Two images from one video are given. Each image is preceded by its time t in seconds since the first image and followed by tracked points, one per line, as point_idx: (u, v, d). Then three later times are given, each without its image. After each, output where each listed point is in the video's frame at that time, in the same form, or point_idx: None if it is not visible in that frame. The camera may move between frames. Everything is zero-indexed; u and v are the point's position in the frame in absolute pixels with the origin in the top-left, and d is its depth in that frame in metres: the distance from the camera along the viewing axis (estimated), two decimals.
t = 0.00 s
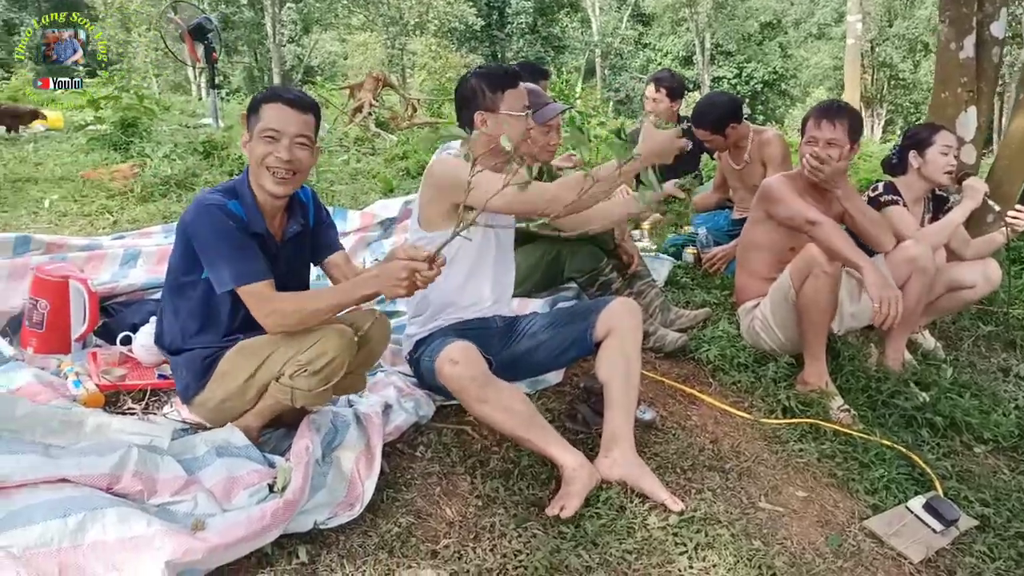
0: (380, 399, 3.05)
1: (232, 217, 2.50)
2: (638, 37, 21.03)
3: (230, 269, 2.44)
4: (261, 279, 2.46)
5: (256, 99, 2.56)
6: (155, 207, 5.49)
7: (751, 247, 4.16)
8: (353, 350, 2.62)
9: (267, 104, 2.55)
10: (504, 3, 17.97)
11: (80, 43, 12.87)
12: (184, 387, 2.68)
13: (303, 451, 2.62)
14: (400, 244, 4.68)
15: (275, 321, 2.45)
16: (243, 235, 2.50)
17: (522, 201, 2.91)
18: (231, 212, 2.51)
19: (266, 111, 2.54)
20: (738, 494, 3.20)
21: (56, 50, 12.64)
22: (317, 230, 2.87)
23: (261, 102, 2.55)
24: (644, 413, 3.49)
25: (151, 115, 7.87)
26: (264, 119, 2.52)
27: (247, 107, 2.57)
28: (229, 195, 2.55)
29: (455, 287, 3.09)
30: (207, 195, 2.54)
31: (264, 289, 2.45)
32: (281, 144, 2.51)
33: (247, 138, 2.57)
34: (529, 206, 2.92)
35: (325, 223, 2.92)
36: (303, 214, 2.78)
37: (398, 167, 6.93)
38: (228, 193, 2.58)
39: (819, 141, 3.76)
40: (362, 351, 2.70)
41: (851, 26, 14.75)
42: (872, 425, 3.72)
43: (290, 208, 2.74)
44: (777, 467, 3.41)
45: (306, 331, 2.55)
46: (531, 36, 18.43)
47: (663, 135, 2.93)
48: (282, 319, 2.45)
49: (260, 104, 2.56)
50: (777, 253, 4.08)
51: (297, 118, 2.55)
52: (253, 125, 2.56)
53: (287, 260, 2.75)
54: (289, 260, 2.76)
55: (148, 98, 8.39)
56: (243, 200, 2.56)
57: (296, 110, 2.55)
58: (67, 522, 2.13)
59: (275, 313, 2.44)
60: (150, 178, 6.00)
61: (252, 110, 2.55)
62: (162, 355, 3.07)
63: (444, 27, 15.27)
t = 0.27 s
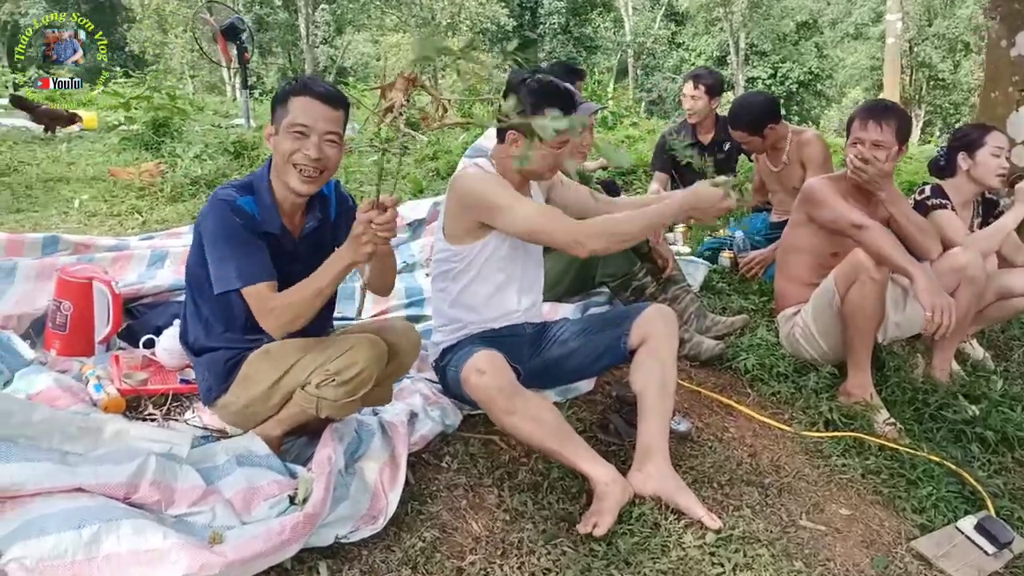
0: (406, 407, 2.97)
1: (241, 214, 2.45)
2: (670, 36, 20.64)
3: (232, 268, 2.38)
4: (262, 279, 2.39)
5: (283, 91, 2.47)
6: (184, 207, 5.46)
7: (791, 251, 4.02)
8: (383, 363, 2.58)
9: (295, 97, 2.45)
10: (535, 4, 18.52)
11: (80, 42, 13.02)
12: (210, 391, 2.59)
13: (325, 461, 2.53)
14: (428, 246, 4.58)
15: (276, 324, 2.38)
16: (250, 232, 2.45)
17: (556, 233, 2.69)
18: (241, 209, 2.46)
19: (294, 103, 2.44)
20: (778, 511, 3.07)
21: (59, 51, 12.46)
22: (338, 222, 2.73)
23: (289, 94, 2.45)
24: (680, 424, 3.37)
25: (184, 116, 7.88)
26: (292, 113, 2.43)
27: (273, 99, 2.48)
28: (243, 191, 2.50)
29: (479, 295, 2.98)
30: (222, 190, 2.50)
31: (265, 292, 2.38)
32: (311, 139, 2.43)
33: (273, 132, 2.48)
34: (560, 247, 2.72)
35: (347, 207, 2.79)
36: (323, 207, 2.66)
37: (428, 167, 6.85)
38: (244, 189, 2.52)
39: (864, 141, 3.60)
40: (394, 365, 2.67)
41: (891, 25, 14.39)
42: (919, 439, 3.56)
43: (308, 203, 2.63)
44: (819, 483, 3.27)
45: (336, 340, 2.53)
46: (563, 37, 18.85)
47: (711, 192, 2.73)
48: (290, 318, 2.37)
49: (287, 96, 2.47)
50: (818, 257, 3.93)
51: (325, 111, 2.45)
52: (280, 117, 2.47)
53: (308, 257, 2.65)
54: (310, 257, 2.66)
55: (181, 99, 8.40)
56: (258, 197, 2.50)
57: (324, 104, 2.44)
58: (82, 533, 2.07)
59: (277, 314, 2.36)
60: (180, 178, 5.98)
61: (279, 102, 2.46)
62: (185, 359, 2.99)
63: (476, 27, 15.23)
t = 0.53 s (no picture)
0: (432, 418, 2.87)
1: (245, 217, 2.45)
2: (701, 36, 20.37)
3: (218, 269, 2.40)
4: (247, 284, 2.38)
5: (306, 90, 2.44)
6: (210, 209, 5.40)
7: (832, 257, 3.86)
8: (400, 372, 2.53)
9: (320, 99, 2.42)
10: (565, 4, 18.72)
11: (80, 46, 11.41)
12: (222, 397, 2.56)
13: (347, 476, 2.43)
14: (454, 250, 4.46)
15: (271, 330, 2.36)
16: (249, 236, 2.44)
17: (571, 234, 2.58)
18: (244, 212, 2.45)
19: (318, 104, 2.42)
20: (820, 532, 2.92)
21: (57, 52, 9.70)
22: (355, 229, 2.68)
23: (314, 94, 2.43)
24: (716, 439, 3.24)
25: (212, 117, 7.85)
26: (316, 115, 2.40)
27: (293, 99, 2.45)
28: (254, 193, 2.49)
29: (502, 305, 2.86)
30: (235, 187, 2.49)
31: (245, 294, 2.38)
32: (336, 143, 2.41)
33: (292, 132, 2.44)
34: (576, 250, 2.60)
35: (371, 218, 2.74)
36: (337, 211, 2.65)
37: (456, 169, 6.74)
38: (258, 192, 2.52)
39: (910, 145, 3.44)
40: (412, 377, 2.62)
41: (929, 24, 14.01)
42: (969, 457, 3.39)
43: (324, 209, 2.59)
44: (863, 503, 3.12)
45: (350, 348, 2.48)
46: (593, 36, 18.93)
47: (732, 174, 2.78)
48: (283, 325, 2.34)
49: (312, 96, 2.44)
50: (862, 263, 3.77)
51: (346, 113, 2.42)
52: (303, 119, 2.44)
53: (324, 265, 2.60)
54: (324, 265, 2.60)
55: (208, 100, 8.38)
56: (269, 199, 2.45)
57: (349, 106, 2.42)
58: (94, 551, 1.98)
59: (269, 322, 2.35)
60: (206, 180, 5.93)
61: (301, 101, 2.43)
62: (206, 367, 2.91)
63: (504, 27, 15.12)
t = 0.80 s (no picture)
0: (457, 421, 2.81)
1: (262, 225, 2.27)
2: (731, 30, 20.11)
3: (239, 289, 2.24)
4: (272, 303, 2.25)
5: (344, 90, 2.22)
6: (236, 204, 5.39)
7: (869, 258, 3.74)
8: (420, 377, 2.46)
9: (364, 104, 2.23)
10: None
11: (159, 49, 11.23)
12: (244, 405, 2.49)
13: (369, 479, 2.37)
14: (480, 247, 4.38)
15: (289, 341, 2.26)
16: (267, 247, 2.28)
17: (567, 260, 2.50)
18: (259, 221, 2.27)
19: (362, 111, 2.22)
20: (858, 543, 2.81)
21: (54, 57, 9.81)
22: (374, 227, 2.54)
23: (357, 99, 2.22)
24: (749, 444, 3.14)
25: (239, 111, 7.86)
26: (362, 125, 2.21)
27: (326, 99, 2.23)
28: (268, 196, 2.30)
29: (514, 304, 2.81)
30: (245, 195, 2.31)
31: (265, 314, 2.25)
32: (386, 153, 2.24)
33: (329, 138, 2.23)
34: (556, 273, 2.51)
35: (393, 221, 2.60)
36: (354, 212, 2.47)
37: (483, 164, 6.68)
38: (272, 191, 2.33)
39: (954, 141, 3.30)
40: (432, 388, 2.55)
41: (966, 18, 13.66)
42: (1012, 466, 3.28)
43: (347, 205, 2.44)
44: (902, 512, 3.00)
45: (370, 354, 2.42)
46: (621, 31, 18.70)
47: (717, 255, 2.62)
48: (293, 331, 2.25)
49: (353, 99, 2.23)
50: (900, 264, 3.65)
51: (389, 119, 2.25)
52: (345, 124, 2.23)
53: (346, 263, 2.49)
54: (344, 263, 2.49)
55: (236, 94, 8.39)
56: (285, 204, 2.30)
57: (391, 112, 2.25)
58: (110, 555, 1.93)
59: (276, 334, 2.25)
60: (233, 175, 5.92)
61: (339, 103, 2.21)
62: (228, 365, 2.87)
63: (531, 21, 15.03)
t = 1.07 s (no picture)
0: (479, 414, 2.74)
1: (289, 210, 2.20)
2: (767, 19, 19.73)
3: (269, 276, 2.16)
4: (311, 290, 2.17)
5: (355, 66, 2.14)
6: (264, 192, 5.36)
7: (909, 252, 3.60)
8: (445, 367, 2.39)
9: (371, 77, 2.13)
10: None
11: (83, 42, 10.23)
12: (260, 392, 2.43)
13: (388, 475, 2.30)
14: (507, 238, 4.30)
15: (328, 335, 2.18)
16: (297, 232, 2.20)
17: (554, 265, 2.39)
18: (287, 206, 2.20)
19: (370, 85, 2.13)
20: (895, 549, 2.70)
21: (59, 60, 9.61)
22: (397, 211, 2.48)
23: (364, 73, 2.14)
24: (783, 444, 3.04)
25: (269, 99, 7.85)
26: (370, 100, 2.12)
27: (332, 75, 2.16)
28: (291, 181, 2.24)
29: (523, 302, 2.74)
30: (265, 182, 2.24)
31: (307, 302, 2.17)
32: (398, 128, 2.16)
33: (337, 116, 2.15)
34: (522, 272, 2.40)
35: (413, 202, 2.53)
36: (381, 193, 2.40)
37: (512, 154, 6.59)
38: (293, 176, 2.26)
39: (1002, 131, 3.14)
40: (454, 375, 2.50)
41: (1012, 6, 13.19)
42: None
43: (367, 187, 2.36)
44: (943, 518, 2.88)
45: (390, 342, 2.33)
46: (654, 20, 17.63)
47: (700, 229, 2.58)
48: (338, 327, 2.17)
49: (361, 73, 2.15)
50: (943, 258, 3.50)
51: (402, 92, 2.16)
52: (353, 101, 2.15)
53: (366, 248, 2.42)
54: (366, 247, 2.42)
55: (266, 82, 8.37)
56: (308, 185, 2.23)
57: (399, 83, 2.16)
58: (122, 550, 1.89)
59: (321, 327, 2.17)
60: (261, 162, 5.90)
61: (348, 79, 2.13)
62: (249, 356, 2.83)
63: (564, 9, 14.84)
